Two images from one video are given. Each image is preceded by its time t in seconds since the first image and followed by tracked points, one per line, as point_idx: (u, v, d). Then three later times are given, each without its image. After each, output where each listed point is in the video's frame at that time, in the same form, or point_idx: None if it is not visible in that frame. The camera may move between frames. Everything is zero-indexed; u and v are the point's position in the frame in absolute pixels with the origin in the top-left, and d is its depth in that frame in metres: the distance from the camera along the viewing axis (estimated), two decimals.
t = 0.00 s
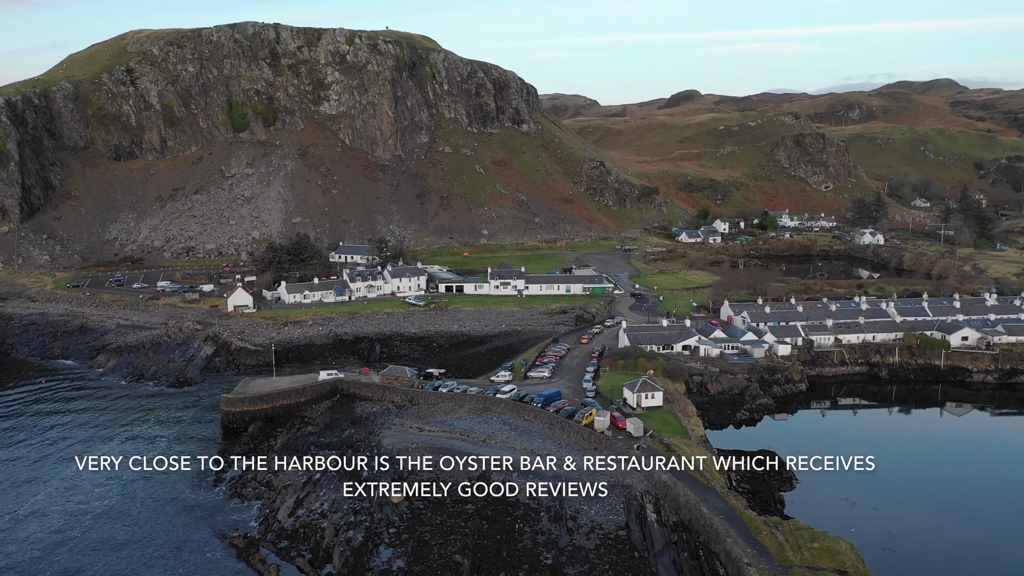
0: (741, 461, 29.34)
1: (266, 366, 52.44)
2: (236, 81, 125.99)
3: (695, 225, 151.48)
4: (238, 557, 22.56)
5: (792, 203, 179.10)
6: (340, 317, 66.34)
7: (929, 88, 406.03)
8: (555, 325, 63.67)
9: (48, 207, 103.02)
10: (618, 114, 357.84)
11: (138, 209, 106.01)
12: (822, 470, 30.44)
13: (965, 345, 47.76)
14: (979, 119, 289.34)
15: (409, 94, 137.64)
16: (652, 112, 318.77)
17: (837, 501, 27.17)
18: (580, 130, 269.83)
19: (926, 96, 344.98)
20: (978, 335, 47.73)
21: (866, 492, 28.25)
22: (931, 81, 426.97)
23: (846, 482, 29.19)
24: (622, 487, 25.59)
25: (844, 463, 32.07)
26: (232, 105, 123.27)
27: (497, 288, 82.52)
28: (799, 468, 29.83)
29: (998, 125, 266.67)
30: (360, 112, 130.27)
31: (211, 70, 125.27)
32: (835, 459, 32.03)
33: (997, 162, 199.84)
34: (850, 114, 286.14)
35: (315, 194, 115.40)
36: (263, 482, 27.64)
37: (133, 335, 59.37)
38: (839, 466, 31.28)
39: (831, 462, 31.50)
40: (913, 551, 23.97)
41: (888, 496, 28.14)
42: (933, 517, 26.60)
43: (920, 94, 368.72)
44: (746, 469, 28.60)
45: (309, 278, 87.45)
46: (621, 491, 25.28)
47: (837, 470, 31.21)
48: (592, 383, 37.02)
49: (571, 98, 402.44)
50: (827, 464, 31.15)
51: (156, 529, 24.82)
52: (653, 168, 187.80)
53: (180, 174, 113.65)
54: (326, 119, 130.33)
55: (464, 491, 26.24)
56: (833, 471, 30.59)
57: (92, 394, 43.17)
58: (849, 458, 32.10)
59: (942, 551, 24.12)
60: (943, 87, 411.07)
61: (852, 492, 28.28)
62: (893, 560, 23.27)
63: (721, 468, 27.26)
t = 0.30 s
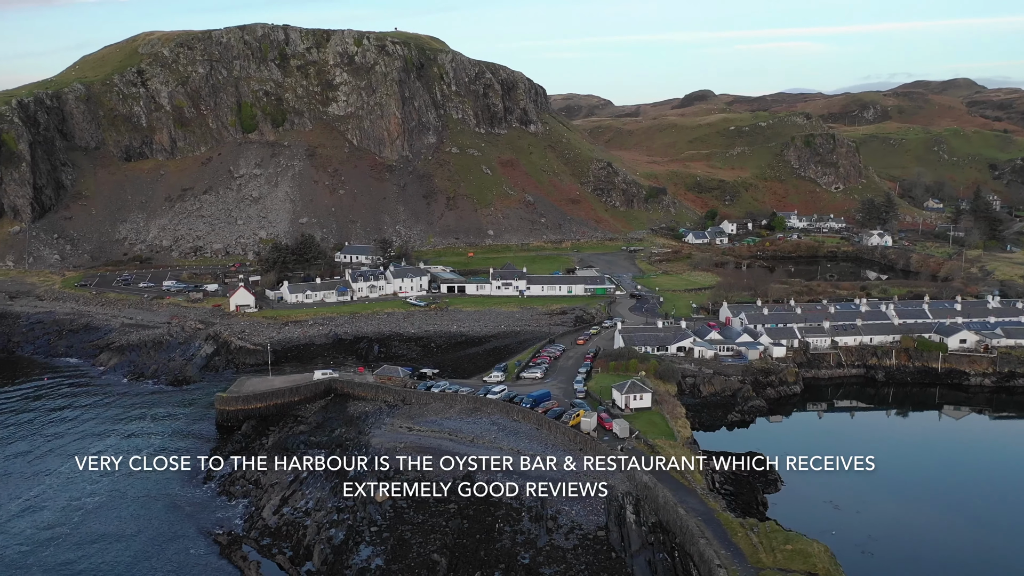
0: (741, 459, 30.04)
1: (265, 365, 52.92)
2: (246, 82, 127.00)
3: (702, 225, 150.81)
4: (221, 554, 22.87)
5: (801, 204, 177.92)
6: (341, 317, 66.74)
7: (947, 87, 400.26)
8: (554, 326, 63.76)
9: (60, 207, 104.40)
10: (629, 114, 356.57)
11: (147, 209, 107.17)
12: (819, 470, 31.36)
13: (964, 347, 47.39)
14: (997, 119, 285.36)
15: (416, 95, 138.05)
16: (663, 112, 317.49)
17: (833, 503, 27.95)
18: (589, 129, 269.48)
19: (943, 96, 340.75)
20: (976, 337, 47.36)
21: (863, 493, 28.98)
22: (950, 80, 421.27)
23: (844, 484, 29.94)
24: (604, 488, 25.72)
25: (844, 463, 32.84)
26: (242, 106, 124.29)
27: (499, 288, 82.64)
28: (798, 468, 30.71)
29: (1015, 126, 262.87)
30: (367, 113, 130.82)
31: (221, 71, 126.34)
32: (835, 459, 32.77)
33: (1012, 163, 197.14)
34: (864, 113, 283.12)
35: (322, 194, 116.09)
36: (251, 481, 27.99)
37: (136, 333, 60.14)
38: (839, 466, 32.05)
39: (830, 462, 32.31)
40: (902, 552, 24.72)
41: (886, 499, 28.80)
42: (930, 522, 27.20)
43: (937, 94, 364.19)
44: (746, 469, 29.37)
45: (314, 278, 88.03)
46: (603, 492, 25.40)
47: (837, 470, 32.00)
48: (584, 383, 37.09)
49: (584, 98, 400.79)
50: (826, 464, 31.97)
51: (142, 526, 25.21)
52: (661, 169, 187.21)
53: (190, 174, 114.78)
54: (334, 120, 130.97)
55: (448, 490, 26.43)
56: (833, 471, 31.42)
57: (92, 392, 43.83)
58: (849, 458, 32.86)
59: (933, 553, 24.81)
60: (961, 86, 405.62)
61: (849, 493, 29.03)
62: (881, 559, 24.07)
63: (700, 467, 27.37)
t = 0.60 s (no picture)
0: (739, 461, 30.36)
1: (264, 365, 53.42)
2: (255, 83, 128.10)
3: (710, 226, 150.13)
4: (204, 551, 23.18)
5: (811, 205, 176.68)
6: (342, 317, 67.20)
7: (965, 87, 394.77)
8: (554, 327, 63.86)
9: (71, 206, 105.81)
10: (641, 114, 355.40)
11: (157, 209, 108.31)
12: (820, 470, 31.32)
13: (961, 350, 47.08)
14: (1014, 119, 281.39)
15: (424, 95, 138.47)
16: (675, 113, 316.21)
17: (830, 503, 28.03)
18: (599, 130, 269.13)
19: (960, 96, 336.53)
20: (974, 340, 47.09)
21: (862, 493, 29.07)
22: (968, 81, 415.70)
23: (843, 484, 30.04)
24: (587, 488, 25.82)
25: (844, 463, 33.08)
26: (251, 107, 125.39)
27: (501, 289, 82.81)
28: (797, 468, 30.91)
29: None
30: (375, 113, 131.41)
31: (231, 72, 127.52)
32: (835, 459, 32.95)
33: None
34: (879, 114, 280.23)
35: (329, 194, 116.81)
36: (240, 478, 28.34)
37: (140, 332, 60.91)
38: (839, 466, 32.19)
39: (830, 461, 32.57)
40: (899, 551, 24.75)
41: (885, 500, 28.82)
42: (928, 522, 27.24)
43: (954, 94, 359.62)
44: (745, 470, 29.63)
45: (318, 278, 88.58)
46: (585, 493, 25.49)
47: (837, 471, 32.17)
48: (575, 385, 37.17)
49: (598, 98, 399.51)
50: (826, 464, 32.16)
51: (129, 523, 25.62)
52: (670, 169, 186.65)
53: (199, 174, 115.91)
54: (343, 120, 131.76)
55: (433, 489, 26.64)
56: (833, 471, 31.53)
57: (92, 390, 44.48)
58: (849, 459, 33.09)
59: (930, 553, 24.83)
60: (979, 86, 400.33)
61: (848, 493, 29.12)
62: (878, 557, 24.14)
63: (683, 467, 27.42)
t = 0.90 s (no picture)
0: (740, 459, 31.61)
1: (263, 364, 53.95)
2: (265, 84, 129.17)
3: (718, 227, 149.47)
4: (189, 548, 23.55)
5: (821, 206, 175.52)
6: (343, 317, 67.65)
7: (984, 87, 389.21)
8: (553, 327, 63.95)
9: (82, 206, 107.15)
10: (659, 114, 353.66)
11: (167, 209, 109.50)
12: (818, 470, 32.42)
13: (960, 353, 46.65)
14: None
15: (432, 96, 138.93)
16: (686, 113, 314.71)
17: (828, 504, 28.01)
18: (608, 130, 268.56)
19: (977, 96, 332.45)
20: (973, 343, 46.60)
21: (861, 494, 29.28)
22: (987, 81, 410.05)
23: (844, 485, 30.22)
24: (569, 490, 25.97)
25: (844, 463, 34.33)
26: (260, 108, 126.48)
27: (503, 289, 82.99)
28: (798, 467, 32.00)
29: None
30: (383, 114, 132.12)
31: (240, 73, 128.68)
32: (836, 459, 34.19)
33: None
34: (894, 114, 277.54)
35: (337, 195, 117.54)
36: (229, 477, 28.72)
37: (143, 331, 61.68)
38: (839, 466, 33.42)
39: (831, 461, 33.81)
40: (895, 552, 24.82)
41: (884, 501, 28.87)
42: (926, 522, 27.27)
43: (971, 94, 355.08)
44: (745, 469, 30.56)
45: (323, 278, 89.13)
46: (568, 495, 25.60)
47: (837, 470, 33.39)
48: (566, 386, 37.28)
49: (612, 97, 398.05)
50: (827, 464, 33.42)
51: (117, 519, 26.06)
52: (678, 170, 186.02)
53: (209, 175, 117.00)
54: (351, 121, 132.53)
55: (417, 488, 26.87)
56: (832, 471, 32.82)
57: (91, 388, 45.07)
58: (849, 458, 34.35)
59: (927, 552, 24.87)
60: (997, 86, 394.79)
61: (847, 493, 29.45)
62: (872, 557, 24.23)
63: (665, 467, 27.53)
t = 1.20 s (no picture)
0: (741, 459, 32.76)
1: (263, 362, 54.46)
2: (274, 85, 130.16)
3: (726, 228, 148.77)
4: (175, 544, 23.94)
5: (831, 207, 174.37)
6: (344, 317, 68.09)
7: (1003, 88, 383.60)
8: (552, 328, 64.05)
9: (93, 206, 108.49)
10: (671, 114, 352.35)
11: (176, 209, 110.65)
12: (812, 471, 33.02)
13: (958, 356, 46.24)
14: None
15: (440, 97, 139.35)
16: (698, 113, 313.10)
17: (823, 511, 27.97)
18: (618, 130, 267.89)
19: (994, 96, 328.23)
20: (971, 346, 46.12)
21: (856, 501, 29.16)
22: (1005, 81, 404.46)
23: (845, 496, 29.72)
24: (552, 490, 26.13)
25: (844, 463, 35.25)
26: (270, 109, 127.47)
27: (505, 290, 83.15)
28: (797, 468, 33.12)
29: None
30: (391, 115, 132.73)
31: (250, 75, 129.76)
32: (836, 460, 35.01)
33: None
34: (909, 114, 274.67)
35: (344, 195, 118.22)
36: (218, 475, 29.11)
37: (147, 330, 62.43)
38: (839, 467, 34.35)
39: (831, 461, 34.79)
40: (891, 553, 25.47)
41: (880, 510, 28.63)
42: (921, 522, 28.00)
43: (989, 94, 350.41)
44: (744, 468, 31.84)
45: (328, 277, 89.69)
46: (550, 496, 25.77)
47: (837, 470, 34.44)
48: (558, 387, 37.39)
49: (627, 97, 395.96)
50: (827, 464, 34.43)
51: (106, 516, 26.49)
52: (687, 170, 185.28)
53: (218, 175, 118.05)
54: (360, 122, 133.19)
55: (402, 488, 27.10)
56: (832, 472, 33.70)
57: (92, 385, 45.71)
58: (849, 459, 35.33)
59: (924, 554, 25.49)
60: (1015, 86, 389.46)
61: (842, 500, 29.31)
62: (866, 559, 24.84)
63: (649, 466, 27.64)
